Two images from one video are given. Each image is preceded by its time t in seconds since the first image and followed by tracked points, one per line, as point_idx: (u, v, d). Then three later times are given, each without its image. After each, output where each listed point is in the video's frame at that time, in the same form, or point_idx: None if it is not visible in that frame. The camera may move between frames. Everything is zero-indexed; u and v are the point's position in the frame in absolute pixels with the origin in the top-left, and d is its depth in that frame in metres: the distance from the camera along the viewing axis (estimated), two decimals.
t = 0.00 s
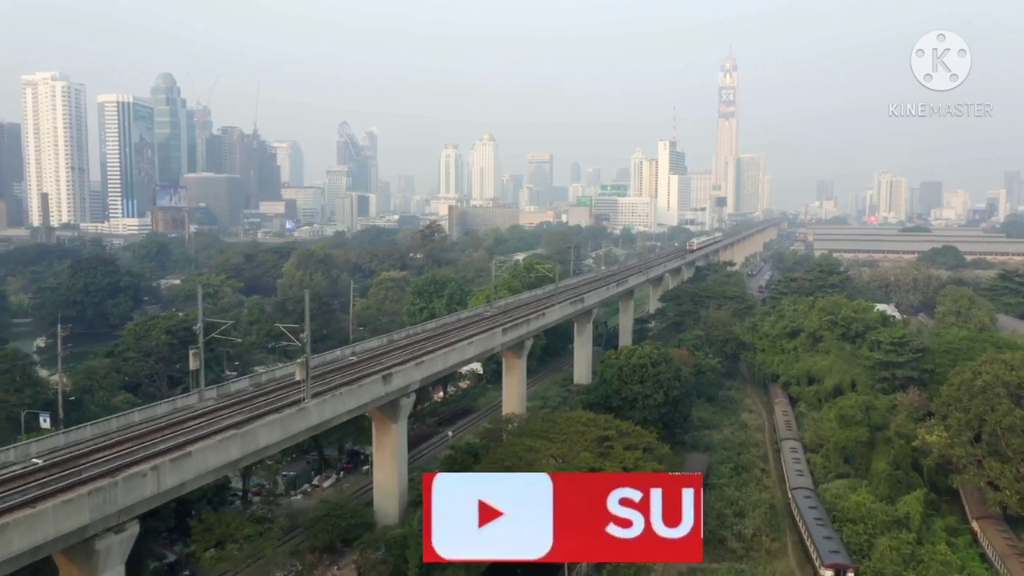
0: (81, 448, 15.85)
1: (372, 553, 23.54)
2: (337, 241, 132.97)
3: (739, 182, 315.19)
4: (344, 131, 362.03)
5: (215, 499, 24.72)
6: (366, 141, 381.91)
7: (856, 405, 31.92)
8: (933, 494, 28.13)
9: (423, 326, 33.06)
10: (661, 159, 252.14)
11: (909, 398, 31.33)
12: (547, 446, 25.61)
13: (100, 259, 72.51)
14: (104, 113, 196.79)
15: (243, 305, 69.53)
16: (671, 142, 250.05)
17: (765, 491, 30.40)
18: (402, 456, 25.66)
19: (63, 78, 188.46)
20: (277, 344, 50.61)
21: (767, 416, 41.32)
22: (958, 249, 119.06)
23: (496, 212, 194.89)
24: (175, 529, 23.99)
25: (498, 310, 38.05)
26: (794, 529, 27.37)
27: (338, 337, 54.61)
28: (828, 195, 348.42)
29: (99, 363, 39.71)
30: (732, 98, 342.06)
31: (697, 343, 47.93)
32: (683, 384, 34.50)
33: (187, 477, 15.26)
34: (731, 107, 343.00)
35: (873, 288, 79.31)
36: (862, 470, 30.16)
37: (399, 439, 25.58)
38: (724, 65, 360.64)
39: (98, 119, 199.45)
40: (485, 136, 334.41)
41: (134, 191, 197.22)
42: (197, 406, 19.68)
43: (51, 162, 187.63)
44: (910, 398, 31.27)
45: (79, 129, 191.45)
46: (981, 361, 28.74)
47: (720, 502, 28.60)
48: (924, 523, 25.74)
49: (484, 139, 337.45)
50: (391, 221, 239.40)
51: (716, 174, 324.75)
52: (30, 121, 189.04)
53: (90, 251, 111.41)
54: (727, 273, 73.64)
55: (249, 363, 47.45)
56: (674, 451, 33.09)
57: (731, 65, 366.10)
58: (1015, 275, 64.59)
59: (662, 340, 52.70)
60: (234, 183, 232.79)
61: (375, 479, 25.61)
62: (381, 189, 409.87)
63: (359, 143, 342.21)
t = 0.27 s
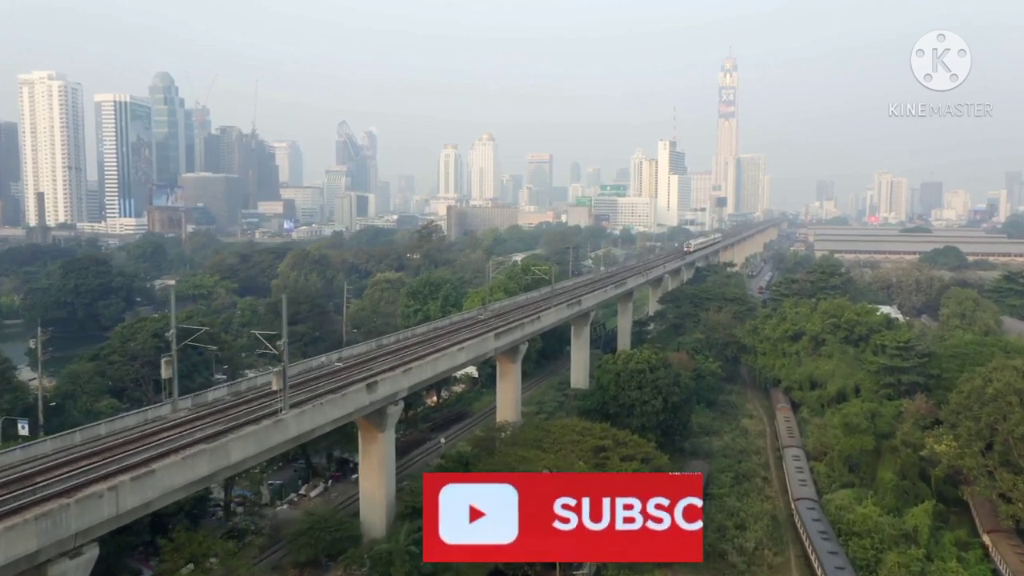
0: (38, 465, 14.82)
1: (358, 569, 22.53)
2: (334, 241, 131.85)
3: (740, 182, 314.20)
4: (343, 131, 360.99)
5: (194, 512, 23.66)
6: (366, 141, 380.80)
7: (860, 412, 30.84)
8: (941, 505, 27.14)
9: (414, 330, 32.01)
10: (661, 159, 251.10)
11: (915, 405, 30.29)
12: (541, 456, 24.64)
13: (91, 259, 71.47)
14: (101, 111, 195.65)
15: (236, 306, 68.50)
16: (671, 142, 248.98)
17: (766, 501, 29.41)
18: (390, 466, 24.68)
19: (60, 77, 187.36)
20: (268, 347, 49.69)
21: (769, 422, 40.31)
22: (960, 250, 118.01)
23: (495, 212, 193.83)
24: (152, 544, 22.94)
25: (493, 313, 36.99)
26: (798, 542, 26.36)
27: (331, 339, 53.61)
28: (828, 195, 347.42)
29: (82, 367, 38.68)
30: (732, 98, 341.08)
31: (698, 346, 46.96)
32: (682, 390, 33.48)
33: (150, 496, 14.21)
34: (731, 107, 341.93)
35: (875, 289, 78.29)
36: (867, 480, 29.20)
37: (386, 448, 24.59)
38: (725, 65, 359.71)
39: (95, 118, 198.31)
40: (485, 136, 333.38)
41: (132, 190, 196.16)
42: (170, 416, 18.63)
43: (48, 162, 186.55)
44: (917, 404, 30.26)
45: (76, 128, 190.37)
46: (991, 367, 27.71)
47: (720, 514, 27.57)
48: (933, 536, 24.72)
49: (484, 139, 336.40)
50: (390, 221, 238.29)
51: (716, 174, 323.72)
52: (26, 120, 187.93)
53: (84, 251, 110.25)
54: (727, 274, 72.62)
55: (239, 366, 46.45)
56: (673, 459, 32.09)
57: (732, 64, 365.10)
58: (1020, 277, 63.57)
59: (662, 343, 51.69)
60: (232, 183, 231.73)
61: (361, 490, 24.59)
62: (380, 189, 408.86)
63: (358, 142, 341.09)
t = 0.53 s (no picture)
0: None
1: None
2: (331, 242, 130.63)
3: (740, 182, 313.09)
4: (342, 131, 359.91)
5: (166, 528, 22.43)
6: (365, 141, 379.69)
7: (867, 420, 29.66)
8: (953, 519, 25.94)
9: (402, 336, 30.80)
10: (661, 158, 249.99)
11: (924, 413, 29.10)
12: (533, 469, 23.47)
13: (81, 260, 70.35)
14: (97, 110, 194.45)
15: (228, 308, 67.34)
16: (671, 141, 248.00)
17: (769, 514, 28.23)
18: (374, 479, 23.49)
19: (56, 76, 186.13)
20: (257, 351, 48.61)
21: (770, 429, 39.16)
22: (963, 251, 116.83)
23: (494, 212, 192.69)
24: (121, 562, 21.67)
25: (485, 317, 35.81)
26: (802, 559, 25.19)
27: (322, 343, 52.44)
28: (828, 196, 346.32)
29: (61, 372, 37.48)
30: (732, 98, 339.99)
31: (698, 350, 45.80)
32: (682, 397, 32.30)
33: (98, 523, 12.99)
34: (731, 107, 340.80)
35: (877, 291, 77.17)
36: (875, 491, 28.03)
37: (370, 460, 23.40)
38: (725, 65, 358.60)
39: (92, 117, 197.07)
40: (485, 136, 332.26)
41: (128, 189, 194.89)
42: (133, 431, 17.42)
43: (44, 161, 185.43)
44: (926, 413, 29.05)
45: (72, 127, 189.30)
46: (1004, 375, 26.53)
47: (721, 528, 26.36)
48: (944, 553, 23.51)
49: (484, 139, 335.32)
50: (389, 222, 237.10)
51: (716, 174, 322.57)
52: (22, 118, 186.75)
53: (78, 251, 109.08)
54: (728, 276, 71.45)
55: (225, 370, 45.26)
56: (671, 469, 30.93)
57: (732, 64, 363.92)
58: None
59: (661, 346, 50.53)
60: (230, 182, 230.58)
61: (343, 503, 23.39)
62: (379, 189, 407.88)
63: (357, 142, 339.94)
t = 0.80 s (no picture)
0: None
1: None
2: (328, 242, 129.45)
3: (740, 182, 312.00)
4: (341, 130, 358.62)
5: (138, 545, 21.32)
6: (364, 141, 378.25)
7: (874, 427, 28.63)
8: (963, 532, 24.97)
9: (392, 341, 29.78)
10: (661, 158, 248.86)
11: (932, 422, 28.12)
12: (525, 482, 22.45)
13: (70, 261, 69.27)
14: (94, 110, 193.29)
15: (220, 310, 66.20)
16: (671, 141, 246.88)
17: (772, 527, 27.21)
18: (359, 491, 22.43)
19: (53, 74, 184.90)
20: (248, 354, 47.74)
21: (772, 436, 38.17)
22: (965, 251, 115.76)
23: (493, 212, 191.44)
24: None
25: (480, 321, 34.74)
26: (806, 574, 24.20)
27: (314, 346, 51.43)
28: (828, 196, 345.25)
29: (43, 377, 36.48)
30: (732, 98, 338.88)
31: (698, 353, 44.80)
32: (681, 404, 31.29)
33: (48, 549, 11.99)
34: (732, 107, 339.78)
35: (880, 292, 76.13)
36: (881, 502, 27.07)
37: (355, 472, 22.36)
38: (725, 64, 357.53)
39: (89, 116, 195.73)
40: (484, 136, 331.02)
41: (125, 189, 193.63)
42: (97, 445, 16.39)
43: (40, 160, 184.21)
44: (934, 422, 28.08)
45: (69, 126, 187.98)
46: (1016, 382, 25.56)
47: (722, 542, 25.38)
48: (955, 569, 22.50)
49: (483, 138, 334.03)
50: (387, 222, 235.90)
51: (716, 174, 321.62)
52: (18, 117, 185.41)
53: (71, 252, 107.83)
54: (728, 277, 70.51)
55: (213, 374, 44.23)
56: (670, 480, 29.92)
57: (732, 64, 362.85)
58: None
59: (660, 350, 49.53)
60: (228, 182, 229.42)
61: (327, 517, 22.35)
62: (379, 189, 406.64)
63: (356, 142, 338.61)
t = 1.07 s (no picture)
0: None
1: None
2: (325, 243, 128.33)
3: (740, 182, 310.90)
4: (340, 130, 357.45)
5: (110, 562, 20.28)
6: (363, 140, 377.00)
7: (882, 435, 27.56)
8: (974, 546, 23.97)
9: (381, 346, 28.71)
10: (661, 158, 247.84)
11: (941, 431, 27.09)
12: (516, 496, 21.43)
13: (60, 261, 68.18)
14: (91, 109, 192.24)
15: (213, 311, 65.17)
16: (671, 141, 245.81)
17: (775, 539, 26.17)
18: (342, 505, 21.43)
19: (49, 74, 183.75)
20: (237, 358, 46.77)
21: (774, 442, 37.12)
22: (968, 252, 114.75)
23: (492, 212, 190.33)
24: None
25: (474, 325, 33.67)
26: None
27: (306, 348, 50.39)
28: (829, 196, 344.06)
29: (23, 382, 35.51)
30: (732, 97, 337.83)
31: (698, 357, 43.73)
32: (681, 412, 30.25)
33: None
34: (732, 106, 338.48)
35: (882, 294, 75.06)
36: (889, 514, 26.04)
37: (338, 485, 21.36)
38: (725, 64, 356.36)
39: (86, 115, 194.63)
40: (483, 135, 329.77)
41: (122, 189, 192.65)
42: (57, 461, 15.33)
43: (37, 160, 183.25)
44: (944, 431, 27.07)
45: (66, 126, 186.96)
46: None
47: (722, 556, 24.38)
48: None
49: (483, 138, 332.85)
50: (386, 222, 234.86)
51: (716, 174, 320.45)
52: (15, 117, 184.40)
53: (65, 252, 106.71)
54: (728, 278, 69.49)
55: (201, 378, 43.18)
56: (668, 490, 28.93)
57: (732, 64, 361.66)
58: None
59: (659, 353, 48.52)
60: (226, 182, 228.35)
61: (309, 533, 21.38)
62: (378, 189, 405.56)
63: (355, 142, 337.43)
